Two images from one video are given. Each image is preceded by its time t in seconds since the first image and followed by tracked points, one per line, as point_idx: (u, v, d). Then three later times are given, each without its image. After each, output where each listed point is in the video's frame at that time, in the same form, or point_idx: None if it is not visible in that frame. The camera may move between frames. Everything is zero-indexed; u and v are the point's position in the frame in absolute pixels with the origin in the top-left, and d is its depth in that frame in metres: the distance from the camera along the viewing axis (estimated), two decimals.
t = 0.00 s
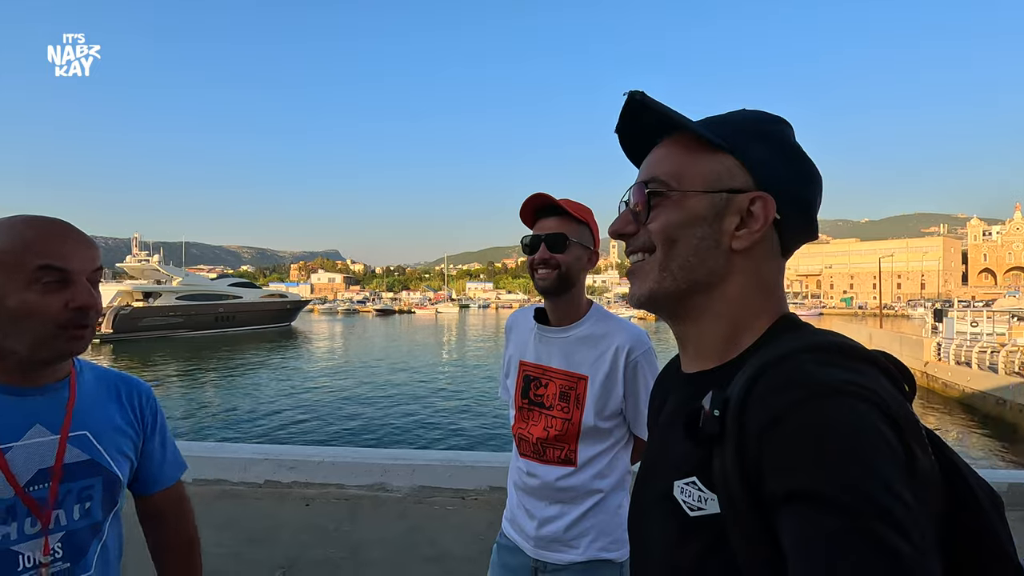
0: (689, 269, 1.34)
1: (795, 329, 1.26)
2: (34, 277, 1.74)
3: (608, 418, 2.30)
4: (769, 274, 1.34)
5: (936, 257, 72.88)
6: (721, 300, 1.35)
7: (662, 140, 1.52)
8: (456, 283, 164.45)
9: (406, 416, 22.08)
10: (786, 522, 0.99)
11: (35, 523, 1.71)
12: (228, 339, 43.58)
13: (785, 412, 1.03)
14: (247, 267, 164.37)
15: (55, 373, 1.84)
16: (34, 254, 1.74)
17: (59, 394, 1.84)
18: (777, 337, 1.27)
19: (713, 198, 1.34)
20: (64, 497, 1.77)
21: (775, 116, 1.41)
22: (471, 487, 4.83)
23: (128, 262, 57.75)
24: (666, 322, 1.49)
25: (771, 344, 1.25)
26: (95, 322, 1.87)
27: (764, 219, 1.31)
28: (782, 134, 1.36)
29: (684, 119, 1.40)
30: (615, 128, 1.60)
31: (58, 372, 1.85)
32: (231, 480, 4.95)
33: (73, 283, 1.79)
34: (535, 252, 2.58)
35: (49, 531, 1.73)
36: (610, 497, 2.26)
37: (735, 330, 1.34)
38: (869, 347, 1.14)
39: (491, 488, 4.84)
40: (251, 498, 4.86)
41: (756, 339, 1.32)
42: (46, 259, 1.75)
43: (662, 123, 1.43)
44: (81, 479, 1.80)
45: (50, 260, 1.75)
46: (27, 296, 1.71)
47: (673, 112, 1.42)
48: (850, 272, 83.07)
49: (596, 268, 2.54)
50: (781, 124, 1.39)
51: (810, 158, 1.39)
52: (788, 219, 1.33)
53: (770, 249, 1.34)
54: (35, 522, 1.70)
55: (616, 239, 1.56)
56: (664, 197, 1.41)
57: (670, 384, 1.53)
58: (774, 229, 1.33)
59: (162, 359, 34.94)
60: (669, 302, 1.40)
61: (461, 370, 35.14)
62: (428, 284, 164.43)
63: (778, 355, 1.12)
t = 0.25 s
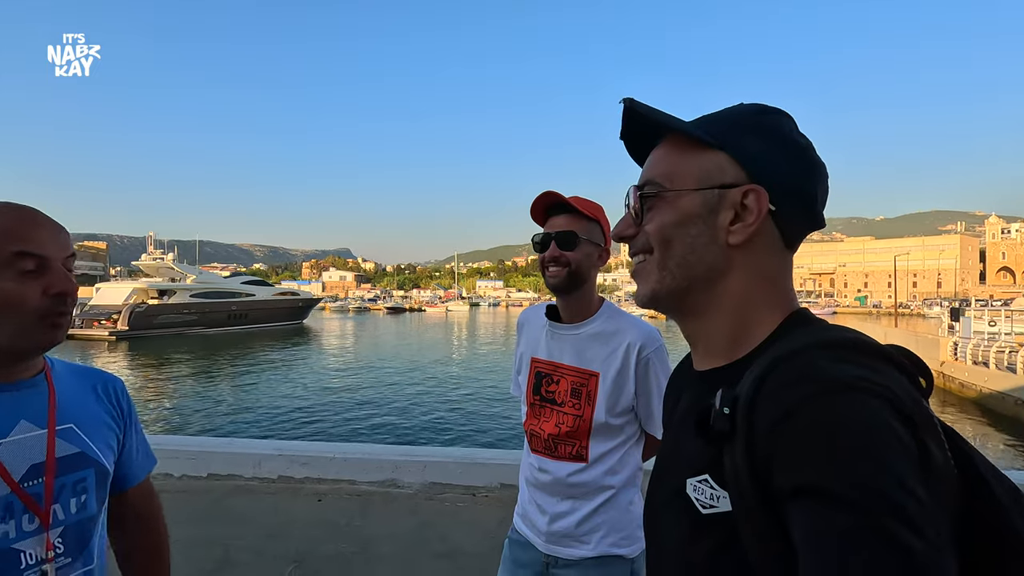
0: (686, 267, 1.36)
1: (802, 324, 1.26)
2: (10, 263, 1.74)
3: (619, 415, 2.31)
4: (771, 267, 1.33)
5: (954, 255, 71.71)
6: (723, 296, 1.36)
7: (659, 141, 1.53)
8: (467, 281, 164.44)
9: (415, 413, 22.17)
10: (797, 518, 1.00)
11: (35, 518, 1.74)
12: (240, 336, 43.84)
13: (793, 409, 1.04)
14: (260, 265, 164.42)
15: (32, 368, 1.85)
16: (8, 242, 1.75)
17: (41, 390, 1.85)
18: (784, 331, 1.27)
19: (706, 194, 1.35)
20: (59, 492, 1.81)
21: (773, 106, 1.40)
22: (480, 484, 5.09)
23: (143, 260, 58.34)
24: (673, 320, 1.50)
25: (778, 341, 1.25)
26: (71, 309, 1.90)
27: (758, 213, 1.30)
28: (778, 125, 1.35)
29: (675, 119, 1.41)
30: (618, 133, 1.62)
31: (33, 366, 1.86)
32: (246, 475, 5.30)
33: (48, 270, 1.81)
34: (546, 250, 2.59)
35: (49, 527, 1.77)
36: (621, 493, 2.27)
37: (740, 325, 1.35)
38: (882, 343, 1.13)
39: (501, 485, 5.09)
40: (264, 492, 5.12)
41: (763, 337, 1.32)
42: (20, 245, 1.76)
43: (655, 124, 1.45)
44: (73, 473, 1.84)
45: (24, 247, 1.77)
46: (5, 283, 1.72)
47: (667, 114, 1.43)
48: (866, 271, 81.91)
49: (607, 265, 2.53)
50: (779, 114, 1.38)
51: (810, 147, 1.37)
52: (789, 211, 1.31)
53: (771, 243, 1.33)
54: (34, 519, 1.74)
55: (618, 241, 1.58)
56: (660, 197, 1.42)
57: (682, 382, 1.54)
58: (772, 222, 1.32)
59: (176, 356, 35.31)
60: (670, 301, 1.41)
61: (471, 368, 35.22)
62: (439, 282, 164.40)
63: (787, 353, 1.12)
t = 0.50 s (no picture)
0: (684, 265, 1.36)
1: (804, 319, 1.25)
2: None
3: (632, 412, 2.31)
4: (772, 262, 1.32)
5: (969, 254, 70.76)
6: (721, 293, 1.36)
7: (655, 141, 1.53)
8: (476, 279, 164.40)
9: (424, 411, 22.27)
10: (807, 517, 1.00)
11: (26, 519, 1.77)
12: (250, 333, 44.09)
13: (799, 407, 1.04)
14: (270, 263, 164.39)
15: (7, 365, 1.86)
16: None
17: (17, 389, 1.86)
18: (786, 328, 1.27)
19: (700, 192, 1.35)
20: (47, 492, 1.84)
21: (768, 103, 1.39)
22: (491, 482, 5.20)
23: (155, 258, 58.79)
24: (675, 320, 1.49)
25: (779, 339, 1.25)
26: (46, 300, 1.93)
27: (753, 208, 1.30)
28: (772, 119, 1.34)
29: (668, 118, 1.42)
30: (616, 136, 1.64)
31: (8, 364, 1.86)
32: (259, 471, 5.42)
33: (21, 262, 1.84)
34: (558, 247, 2.60)
35: (40, 527, 1.80)
36: (634, 490, 2.28)
37: (741, 322, 1.35)
38: (890, 338, 1.12)
39: (512, 482, 5.20)
40: (276, 488, 5.22)
41: (767, 335, 1.31)
42: None
43: (648, 127, 1.46)
44: (59, 472, 1.88)
45: None
46: None
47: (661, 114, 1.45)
48: (879, 269, 80.87)
49: (620, 262, 2.52)
50: (774, 109, 1.37)
51: (806, 140, 1.36)
52: (784, 205, 1.30)
53: (769, 238, 1.32)
54: (24, 519, 1.76)
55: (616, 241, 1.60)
56: (656, 196, 1.43)
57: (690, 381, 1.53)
58: (768, 217, 1.31)
59: (187, 354, 35.59)
60: (669, 301, 1.42)
61: (480, 366, 35.32)
62: (448, 280, 164.43)
63: (791, 351, 1.13)
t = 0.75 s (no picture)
0: (670, 267, 1.32)
1: (792, 319, 1.22)
2: None
3: (636, 410, 2.31)
4: (757, 261, 1.29)
5: (976, 254, 70.35)
6: (707, 294, 1.32)
7: (639, 143, 1.50)
8: (480, 279, 164.36)
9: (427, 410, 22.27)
10: (793, 516, 0.99)
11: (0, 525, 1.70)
12: (254, 333, 44.18)
13: (784, 406, 1.04)
14: (274, 263, 164.68)
15: None
16: None
17: None
18: (772, 327, 1.24)
19: (682, 193, 1.32)
20: (22, 497, 1.78)
21: (749, 102, 1.35)
22: (495, 481, 5.24)
23: (160, 257, 59.01)
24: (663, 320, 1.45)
25: (765, 340, 1.22)
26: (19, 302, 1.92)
27: (736, 209, 1.27)
28: (753, 120, 1.31)
29: (650, 119, 1.39)
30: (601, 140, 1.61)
31: None
32: (263, 469, 5.45)
33: None
34: (563, 247, 2.60)
35: (15, 532, 1.74)
36: (637, 488, 2.28)
37: (728, 324, 1.31)
38: (871, 334, 1.12)
39: (515, 481, 5.24)
40: (280, 486, 5.24)
41: (754, 335, 1.27)
42: None
43: (631, 129, 1.43)
44: (33, 476, 1.81)
45: None
46: None
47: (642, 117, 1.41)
48: (885, 269, 80.39)
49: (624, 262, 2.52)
50: (755, 110, 1.34)
51: (789, 140, 1.32)
52: (766, 205, 1.27)
53: (752, 237, 1.29)
54: None
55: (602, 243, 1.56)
56: (640, 199, 1.39)
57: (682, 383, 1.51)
58: (750, 217, 1.28)
59: (192, 353, 35.71)
60: (656, 303, 1.38)
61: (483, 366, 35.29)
62: (452, 279, 164.42)
63: (776, 351, 1.12)
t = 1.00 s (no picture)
0: (650, 267, 1.24)
1: (777, 315, 1.18)
2: None
3: (639, 407, 2.29)
4: (739, 259, 1.23)
5: (971, 256, 70.61)
6: (690, 294, 1.25)
7: (619, 140, 1.42)
8: (477, 279, 164.39)
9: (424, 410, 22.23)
10: (786, 514, 0.97)
11: None
12: (251, 333, 44.07)
13: (774, 401, 1.02)
14: (270, 263, 164.60)
15: None
16: None
17: None
18: (758, 326, 1.18)
19: (662, 192, 1.24)
20: None
21: (726, 99, 1.29)
22: (494, 481, 5.23)
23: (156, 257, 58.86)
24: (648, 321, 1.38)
25: (750, 338, 1.17)
26: None
27: (715, 206, 1.19)
28: (729, 115, 1.24)
29: (625, 118, 1.31)
30: (580, 138, 1.53)
31: None
32: (261, 469, 5.44)
33: None
34: (566, 243, 2.59)
35: None
36: (641, 487, 2.27)
37: (713, 324, 1.25)
38: (858, 324, 1.11)
39: (515, 481, 5.23)
40: (278, 486, 5.22)
41: (740, 333, 1.21)
42: None
43: (608, 129, 1.35)
44: (7, 477, 1.76)
45: None
46: None
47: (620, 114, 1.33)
48: (880, 270, 80.67)
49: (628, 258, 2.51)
50: (732, 106, 1.27)
51: (766, 135, 1.26)
52: (747, 202, 1.20)
53: (734, 235, 1.22)
54: None
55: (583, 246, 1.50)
56: (619, 197, 1.31)
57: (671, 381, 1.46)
58: (731, 213, 1.21)
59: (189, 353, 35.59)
60: (637, 304, 1.31)
61: (480, 366, 35.26)
62: (449, 280, 164.45)
63: (762, 348, 1.10)
